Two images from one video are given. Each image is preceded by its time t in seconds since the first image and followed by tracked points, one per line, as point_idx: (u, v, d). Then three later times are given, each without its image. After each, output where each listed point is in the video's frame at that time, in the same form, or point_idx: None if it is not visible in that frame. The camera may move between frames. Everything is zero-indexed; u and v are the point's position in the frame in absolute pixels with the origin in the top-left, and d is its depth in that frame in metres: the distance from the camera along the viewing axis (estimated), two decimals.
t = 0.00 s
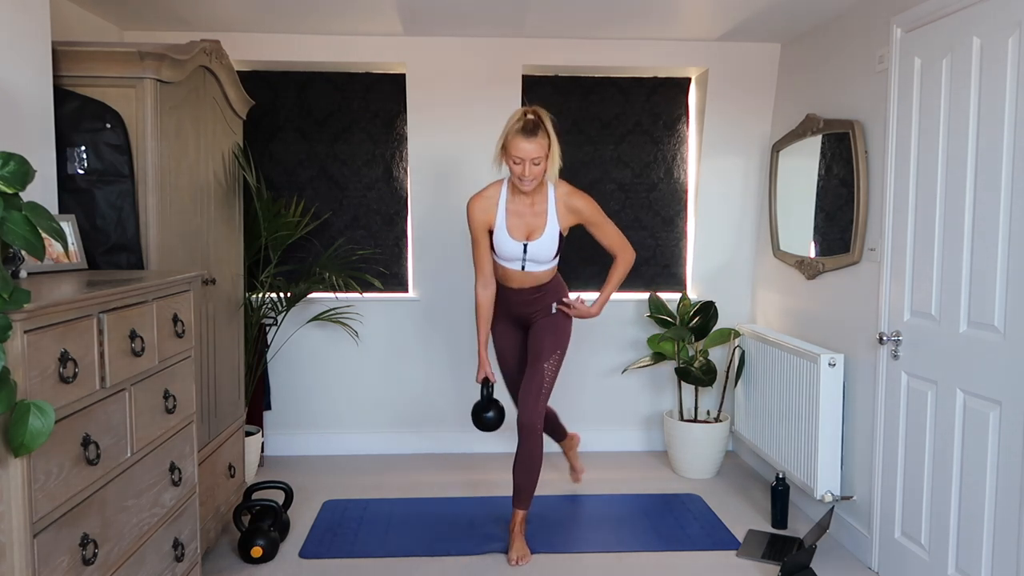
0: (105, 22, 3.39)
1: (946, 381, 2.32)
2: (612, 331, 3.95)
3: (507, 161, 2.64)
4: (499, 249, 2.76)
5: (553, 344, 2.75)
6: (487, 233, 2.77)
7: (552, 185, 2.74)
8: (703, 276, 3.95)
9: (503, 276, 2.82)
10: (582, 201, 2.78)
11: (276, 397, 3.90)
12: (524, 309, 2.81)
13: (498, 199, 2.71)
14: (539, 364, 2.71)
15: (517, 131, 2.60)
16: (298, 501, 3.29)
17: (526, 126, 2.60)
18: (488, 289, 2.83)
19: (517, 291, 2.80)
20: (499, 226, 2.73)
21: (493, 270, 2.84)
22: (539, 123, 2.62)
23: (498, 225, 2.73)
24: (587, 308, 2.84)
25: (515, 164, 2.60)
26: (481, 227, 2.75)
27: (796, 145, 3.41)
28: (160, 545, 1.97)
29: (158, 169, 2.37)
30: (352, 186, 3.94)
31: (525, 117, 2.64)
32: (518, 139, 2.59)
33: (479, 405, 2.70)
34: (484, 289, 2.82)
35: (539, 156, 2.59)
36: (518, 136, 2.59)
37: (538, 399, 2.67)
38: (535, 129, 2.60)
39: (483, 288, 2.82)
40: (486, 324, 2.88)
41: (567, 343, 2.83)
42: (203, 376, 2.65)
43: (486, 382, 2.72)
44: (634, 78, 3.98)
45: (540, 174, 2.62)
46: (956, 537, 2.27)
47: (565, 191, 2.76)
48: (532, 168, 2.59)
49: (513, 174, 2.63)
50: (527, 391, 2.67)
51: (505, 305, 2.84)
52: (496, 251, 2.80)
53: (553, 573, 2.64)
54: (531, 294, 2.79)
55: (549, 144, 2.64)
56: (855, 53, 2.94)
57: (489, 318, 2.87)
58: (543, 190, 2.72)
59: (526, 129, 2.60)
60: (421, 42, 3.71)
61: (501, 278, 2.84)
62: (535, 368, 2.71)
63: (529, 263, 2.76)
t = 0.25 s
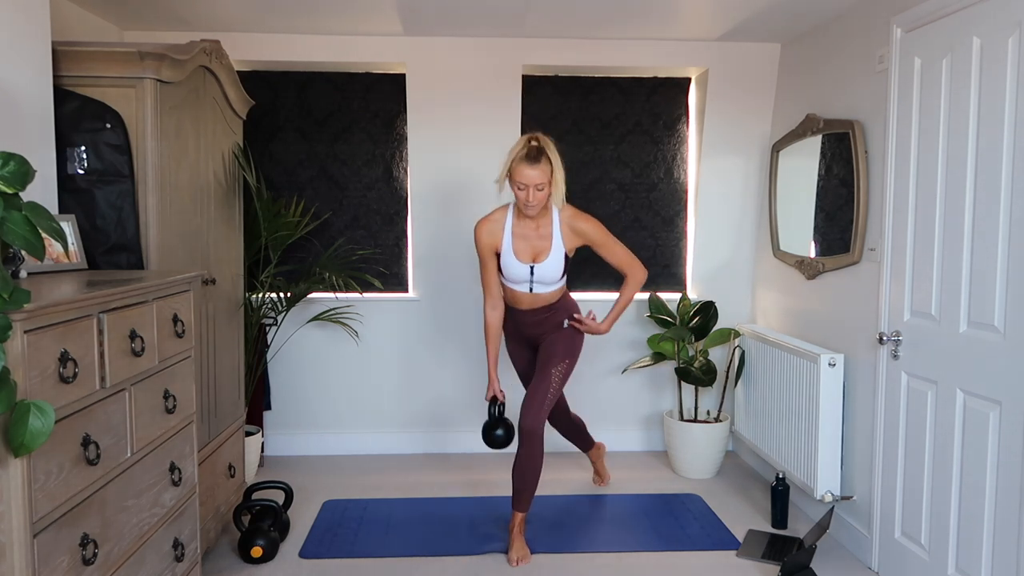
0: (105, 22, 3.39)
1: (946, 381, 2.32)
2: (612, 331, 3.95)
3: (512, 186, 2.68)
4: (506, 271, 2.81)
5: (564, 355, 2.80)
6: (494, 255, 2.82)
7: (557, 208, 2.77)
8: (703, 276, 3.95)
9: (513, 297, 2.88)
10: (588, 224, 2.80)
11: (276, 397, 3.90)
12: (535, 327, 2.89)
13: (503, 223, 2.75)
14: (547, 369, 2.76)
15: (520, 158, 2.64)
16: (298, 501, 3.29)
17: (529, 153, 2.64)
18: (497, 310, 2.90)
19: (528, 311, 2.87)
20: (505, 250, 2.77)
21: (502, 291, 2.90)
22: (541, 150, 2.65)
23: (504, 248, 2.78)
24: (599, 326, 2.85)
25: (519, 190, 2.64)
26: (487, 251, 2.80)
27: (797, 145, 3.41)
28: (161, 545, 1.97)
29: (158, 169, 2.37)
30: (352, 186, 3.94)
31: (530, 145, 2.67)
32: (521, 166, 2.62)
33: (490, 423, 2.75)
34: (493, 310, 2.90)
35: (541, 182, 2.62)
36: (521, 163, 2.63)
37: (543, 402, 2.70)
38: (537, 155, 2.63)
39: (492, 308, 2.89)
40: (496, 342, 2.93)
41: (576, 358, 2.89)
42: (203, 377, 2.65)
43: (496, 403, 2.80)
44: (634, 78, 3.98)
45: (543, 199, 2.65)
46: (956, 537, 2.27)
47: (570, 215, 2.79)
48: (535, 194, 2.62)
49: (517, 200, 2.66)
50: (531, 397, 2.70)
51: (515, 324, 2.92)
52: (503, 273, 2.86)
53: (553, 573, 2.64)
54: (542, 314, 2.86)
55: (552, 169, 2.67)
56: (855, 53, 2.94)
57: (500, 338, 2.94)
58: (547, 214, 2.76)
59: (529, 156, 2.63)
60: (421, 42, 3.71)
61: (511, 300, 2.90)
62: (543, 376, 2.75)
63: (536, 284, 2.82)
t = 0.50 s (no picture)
0: (105, 22, 3.39)
1: (946, 381, 2.32)
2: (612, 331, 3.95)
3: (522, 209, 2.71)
4: (518, 294, 2.81)
5: (574, 372, 2.80)
6: (506, 279, 2.82)
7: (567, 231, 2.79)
8: (704, 276, 3.95)
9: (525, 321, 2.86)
10: (598, 246, 2.82)
11: (276, 397, 3.90)
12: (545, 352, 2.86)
13: (515, 245, 2.77)
14: (554, 381, 2.76)
15: (529, 180, 2.68)
16: (298, 501, 3.29)
17: (538, 175, 2.68)
18: (509, 334, 2.89)
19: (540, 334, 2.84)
20: (518, 272, 2.78)
21: (514, 315, 2.89)
22: (551, 172, 2.70)
23: (517, 271, 2.78)
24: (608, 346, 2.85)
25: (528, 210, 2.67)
26: (499, 274, 2.81)
27: (797, 145, 3.41)
28: (161, 545, 1.97)
29: (158, 170, 2.37)
30: (352, 186, 3.94)
31: (538, 167, 2.71)
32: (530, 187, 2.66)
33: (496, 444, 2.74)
34: (505, 334, 2.88)
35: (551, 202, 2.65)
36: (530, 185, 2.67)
37: (546, 410, 2.69)
38: (547, 177, 2.68)
39: (503, 332, 2.88)
40: (505, 367, 2.90)
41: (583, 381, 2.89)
42: (203, 377, 2.65)
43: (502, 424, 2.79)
44: (634, 78, 3.98)
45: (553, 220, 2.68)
46: (956, 537, 2.27)
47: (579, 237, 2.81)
48: (544, 214, 2.65)
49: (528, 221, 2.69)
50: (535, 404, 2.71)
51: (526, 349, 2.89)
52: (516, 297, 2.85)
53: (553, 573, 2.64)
54: (555, 336, 2.84)
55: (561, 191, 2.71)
56: (855, 54, 2.94)
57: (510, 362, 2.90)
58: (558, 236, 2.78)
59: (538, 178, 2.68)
60: (421, 42, 3.71)
61: (522, 323, 2.88)
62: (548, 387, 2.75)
63: (549, 306, 2.81)
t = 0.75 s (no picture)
0: (105, 22, 3.39)
1: (946, 381, 2.32)
2: (613, 331, 3.95)
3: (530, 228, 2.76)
4: (525, 314, 2.82)
5: (577, 389, 2.79)
6: (514, 299, 2.85)
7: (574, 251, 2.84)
8: (704, 276, 3.95)
9: (531, 341, 2.87)
10: (603, 267, 2.86)
11: (276, 398, 3.90)
12: (550, 371, 2.85)
13: (523, 265, 2.81)
14: (556, 390, 2.76)
15: (537, 199, 2.75)
16: (298, 501, 3.29)
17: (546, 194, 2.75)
18: (514, 354, 2.89)
19: (546, 354, 2.84)
20: (525, 292, 2.80)
21: (521, 335, 2.90)
22: (558, 191, 2.77)
23: (525, 291, 2.81)
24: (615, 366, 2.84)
25: (537, 229, 2.72)
26: (507, 295, 2.83)
27: (797, 145, 3.41)
28: (161, 545, 1.97)
29: (158, 170, 2.37)
30: (352, 186, 3.94)
31: (545, 188, 2.79)
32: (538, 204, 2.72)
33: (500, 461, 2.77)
34: (511, 352, 2.88)
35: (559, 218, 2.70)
36: (537, 202, 2.73)
37: (547, 414, 2.69)
38: (554, 195, 2.74)
39: (509, 351, 2.88)
40: (510, 388, 2.91)
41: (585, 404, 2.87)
42: (203, 377, 2.65)
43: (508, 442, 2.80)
44: (634, 78, 3.98)
45: (561, 237, 2.72)
46: (956, 537, 2.27)
47: (586, 258, 2.85)
48: (553, 230, 2.69)
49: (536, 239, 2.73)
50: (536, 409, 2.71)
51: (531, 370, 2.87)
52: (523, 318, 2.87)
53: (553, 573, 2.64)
54: (562, 356, 2.84)
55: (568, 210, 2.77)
56: (855, 54, 2.94)
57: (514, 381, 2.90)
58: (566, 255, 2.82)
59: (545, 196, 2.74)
60: (421, 42, 3.70)
61: (528, 344, 2.88)
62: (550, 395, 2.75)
63: (555, 326, 2.82)
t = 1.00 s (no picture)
0: (105, 22, 3.39)
1: (946, 381, 2.32)
2: (613, 331, 3.95)
3: (536, 239, 2.79)
4: (528, 326, 2.83)
5: (578, 396, 2.81)
6: (517, 311, 2.85)
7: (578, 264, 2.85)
8: (704, 277, 3.95)
9: (533, 353, 2.87)
10: (606, 281, 2.86)
11: (276, 398, 3.90)
12: (552, 385, 2.84)
13: (527, 277, 2.82)
14: (557, 395, 2.78)
15: (542, 210, 2.79)
16: (298, 501, 3.29)
17: (551, 206, 2.80)
18: (518, 365, 2.89)
19: (548, 366, 2.85)
20: (528, 305, 2.81)
21: (524, 347, 2.90)
22: (562, 204, 2.82)
23: (528, 303, 2.81)
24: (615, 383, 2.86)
25: (542, 239, 2.75)
26: (510, 306, 2.83)
27: (797, 145, 3.41)
28: (161, 545, 1.97)
29: (158, 170, 2.37)
30: (352, 186, 3.94)
31: (550, 201, 2.83)
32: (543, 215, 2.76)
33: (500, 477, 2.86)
34: (514, 363, 2.88)
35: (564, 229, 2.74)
36: (543, 213, 2.77)
37: (545, 416, 2.71)
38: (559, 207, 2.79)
39: (512, 363, 2.88)
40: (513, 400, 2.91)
41: (585, 417, 2.87)
42: (203, 377, 2.65)
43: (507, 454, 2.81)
44: (634, 78, 3.98)
45: (566, 247, 2.75)
46: (956, 537, 2.27)
47: (589, 271, 2.85)
48: (558, 240, 2.73)
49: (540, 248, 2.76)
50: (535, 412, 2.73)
51: (533, 384, 2.87)
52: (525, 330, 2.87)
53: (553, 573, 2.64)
54: (563, 367, 2.84)
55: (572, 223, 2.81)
56: (855, 54, 2.94)
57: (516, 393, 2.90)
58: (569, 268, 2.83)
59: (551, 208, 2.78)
60: (421, 42, 3.70)
61: (530, 355, 2.89)
62: (550, 401, 2.77)
63: (557, 338, 2.83)
